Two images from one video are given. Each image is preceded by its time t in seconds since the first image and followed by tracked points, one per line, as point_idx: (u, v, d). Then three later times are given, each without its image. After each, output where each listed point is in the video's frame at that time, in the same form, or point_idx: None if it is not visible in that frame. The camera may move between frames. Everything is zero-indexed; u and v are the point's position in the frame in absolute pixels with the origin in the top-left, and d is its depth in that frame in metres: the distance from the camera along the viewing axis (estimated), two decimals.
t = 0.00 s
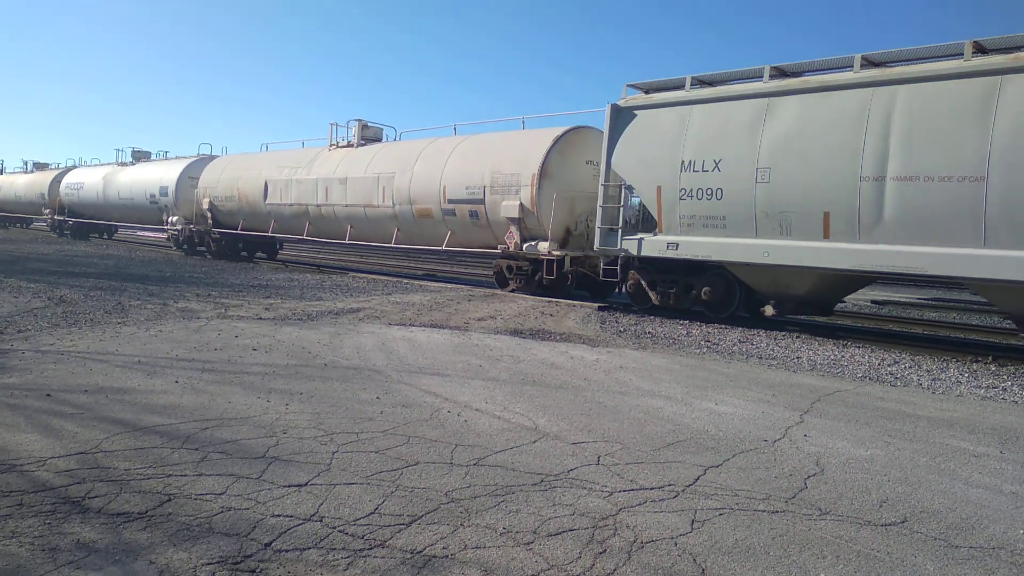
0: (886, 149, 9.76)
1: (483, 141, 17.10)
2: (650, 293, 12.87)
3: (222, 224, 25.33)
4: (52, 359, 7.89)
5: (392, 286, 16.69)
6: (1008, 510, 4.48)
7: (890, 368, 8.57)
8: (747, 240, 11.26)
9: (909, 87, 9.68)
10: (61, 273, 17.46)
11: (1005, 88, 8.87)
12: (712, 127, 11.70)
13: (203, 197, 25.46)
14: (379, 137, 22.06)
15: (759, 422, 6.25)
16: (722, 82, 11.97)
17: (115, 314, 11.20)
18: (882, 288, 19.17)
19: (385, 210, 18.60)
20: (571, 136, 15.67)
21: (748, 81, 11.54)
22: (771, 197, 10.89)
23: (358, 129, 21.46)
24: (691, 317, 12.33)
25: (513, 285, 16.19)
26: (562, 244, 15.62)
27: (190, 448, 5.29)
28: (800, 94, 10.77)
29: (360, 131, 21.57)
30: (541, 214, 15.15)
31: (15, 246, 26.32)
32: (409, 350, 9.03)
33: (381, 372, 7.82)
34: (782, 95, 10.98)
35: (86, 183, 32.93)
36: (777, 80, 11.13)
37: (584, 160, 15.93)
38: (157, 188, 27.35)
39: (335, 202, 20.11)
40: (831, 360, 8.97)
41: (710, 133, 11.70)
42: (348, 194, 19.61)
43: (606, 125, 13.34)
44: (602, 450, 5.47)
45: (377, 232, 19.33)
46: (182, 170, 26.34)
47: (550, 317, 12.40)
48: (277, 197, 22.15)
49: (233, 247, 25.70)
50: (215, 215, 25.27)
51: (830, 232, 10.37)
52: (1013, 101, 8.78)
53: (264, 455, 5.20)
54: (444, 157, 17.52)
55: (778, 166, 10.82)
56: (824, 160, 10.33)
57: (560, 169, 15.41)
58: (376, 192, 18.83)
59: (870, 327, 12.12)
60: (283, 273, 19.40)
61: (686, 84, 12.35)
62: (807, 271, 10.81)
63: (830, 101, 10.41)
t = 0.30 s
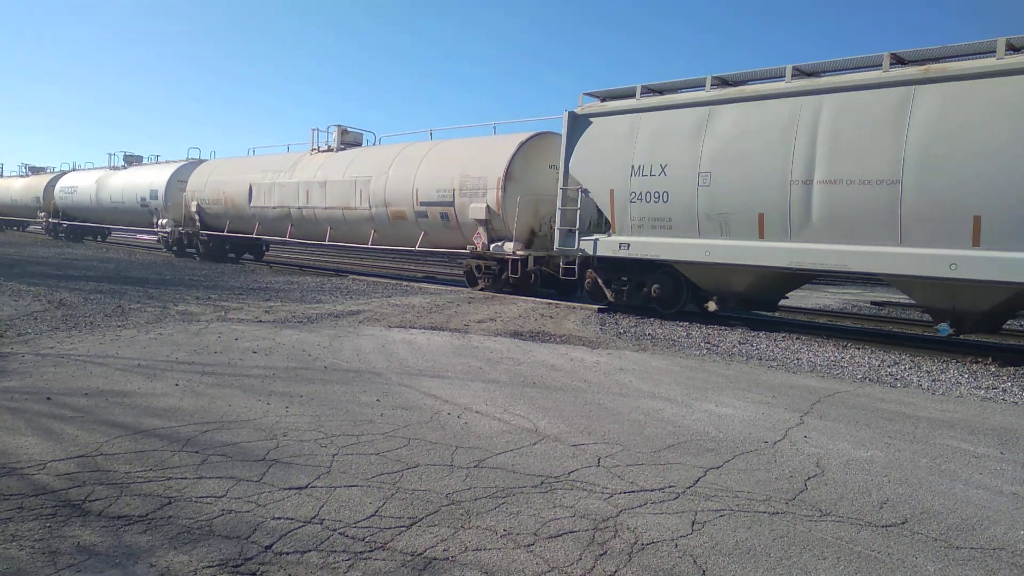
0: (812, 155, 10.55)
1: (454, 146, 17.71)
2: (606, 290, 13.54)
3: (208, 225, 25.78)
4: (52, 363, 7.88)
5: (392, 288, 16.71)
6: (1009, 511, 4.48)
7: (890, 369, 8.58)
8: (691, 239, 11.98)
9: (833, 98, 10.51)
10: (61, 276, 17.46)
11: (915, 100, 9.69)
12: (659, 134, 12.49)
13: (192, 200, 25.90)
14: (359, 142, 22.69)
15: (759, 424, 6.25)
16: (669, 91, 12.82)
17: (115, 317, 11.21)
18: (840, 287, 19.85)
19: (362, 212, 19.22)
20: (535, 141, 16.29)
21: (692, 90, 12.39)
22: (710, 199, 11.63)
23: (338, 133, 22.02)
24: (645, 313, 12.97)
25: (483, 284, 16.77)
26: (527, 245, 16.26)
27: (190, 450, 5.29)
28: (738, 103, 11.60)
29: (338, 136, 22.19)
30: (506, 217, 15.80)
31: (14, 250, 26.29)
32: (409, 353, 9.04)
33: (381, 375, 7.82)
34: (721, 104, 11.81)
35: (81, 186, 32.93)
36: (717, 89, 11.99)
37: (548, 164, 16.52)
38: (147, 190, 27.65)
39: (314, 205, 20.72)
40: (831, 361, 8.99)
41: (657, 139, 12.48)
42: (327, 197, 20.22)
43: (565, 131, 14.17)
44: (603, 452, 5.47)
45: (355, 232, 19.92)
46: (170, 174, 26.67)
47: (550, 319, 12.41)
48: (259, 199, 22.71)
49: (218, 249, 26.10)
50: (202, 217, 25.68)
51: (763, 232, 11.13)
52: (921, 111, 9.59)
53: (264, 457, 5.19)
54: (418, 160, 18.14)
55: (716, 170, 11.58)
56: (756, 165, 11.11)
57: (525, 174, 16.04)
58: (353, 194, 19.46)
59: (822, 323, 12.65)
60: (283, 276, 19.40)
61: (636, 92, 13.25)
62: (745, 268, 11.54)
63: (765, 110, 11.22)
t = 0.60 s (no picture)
0: (750, 159, 11.17)
1: (428, 151, 18.29)
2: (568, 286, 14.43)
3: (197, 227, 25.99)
4: (54, 368, 7.88)
5: (393, 290, 16.73)
6: (1013, 508, 4.47)
7: (892, 367, 8.58)
8: (644, 239, 12.64)
9: (768, 103, 11.13)
10: (63, 282, 17.48)
11: (841, 106, 10.31)
12: (613, 138, 13.13)
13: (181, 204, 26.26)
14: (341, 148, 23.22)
15: (762, 423, 6.24)
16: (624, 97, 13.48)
17: (117, 322, 11.22)
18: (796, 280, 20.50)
19: (342, 215, 19.74)
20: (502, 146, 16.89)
21: (644, 96, 13.06)
22: (659, 201, 12.27)
23: (320, 139, 22.61)
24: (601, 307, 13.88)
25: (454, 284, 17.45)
26: (496, 245, 16.81)
27: (193, 455, 5.29)
28: (683, 109, 12.23)
29: (321, 142, 22.70)
30: (476, 218, 16.34)
31: (17, 256, 26.33)
32: (411, 355, 9.04)
33: (384, 378, 7.83)
34: (669, 110, 12.44)
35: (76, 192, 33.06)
36: (666, 95, 12.64)
37: (515, 167, 17.10)
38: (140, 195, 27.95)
39: (298, 208, 21.20)
40: (834, 359, 8.98)
41: (611, 144, 13.13)
42: (310, 200, 20.71)
43: (528, 137, 14.88)
44: (605, 452, 5.47)
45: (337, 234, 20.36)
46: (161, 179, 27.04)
47: (552, 320, 12.42)
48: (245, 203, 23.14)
49: (208, 250, 26.23)
50: (191, 221, 26.02)
51: (708, 231, 11.76)
52: (847, 115, 10.21)
53: (267, 461, 5.19)
54: (394, 165, 18.68)
55: (664, 173, 12.21)
56: (700, 167, 11.72)
57: (493, 177, 16.60)
58: (334, 198, 19.98)
59: (774, 315, 13.40)
60: (284, 279, 19.41)
61: (592, 98, 13.93)
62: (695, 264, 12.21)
63: (708, 115, 11.83)
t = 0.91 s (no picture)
0: (696, 162, 11.90)
1: (405, 152, 18.60)
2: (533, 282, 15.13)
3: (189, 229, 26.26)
4: (55, 368, 7.89)
5: (393, 290, 16.74)
6: (1014, 507, 4.47)
7: (893, 366, 8.57)
8: (601, 237, 13.34)
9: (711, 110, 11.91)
10: (65, 282, 17.48)
11: (777, 112, 11.08)
12: (574, 143, 13.90)
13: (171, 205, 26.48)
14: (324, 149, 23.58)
15: (763, 423, 6.23)
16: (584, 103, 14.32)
17: (118, 322, 11.23)
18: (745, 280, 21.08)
19: (324, 215, 20.03)
20: (475, 148, 17.22)
21: (602, 103, 13.88)
22: (615, 201, 12.99)
23: (304, 141, 22.99)
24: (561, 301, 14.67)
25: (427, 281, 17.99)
26: (468, 244, 17.15)
27: (194, 455, 5.29)
28: (637, 115, 13.02)
29: (304, 143, 23.01)
30: (448, 218, 16.69)
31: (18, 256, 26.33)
32: (412, 355, 9.05)
33: (385, 377, 7.83)
34: (624, 116, 13.24)
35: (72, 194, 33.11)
36: (622, 102, 13.45)
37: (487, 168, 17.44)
38: (134, 196, 28.11)
39: (282, 208, 21.49)
40: (834, 359, 8.97)
41: (573, 148, 13.90)
42: (294, 200, 20.99)
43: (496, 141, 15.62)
44: (606, 452, 5.47)
45: (322, 234, 20.63)
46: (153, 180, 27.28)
47: (552, 319, 12.42)
48: (233, 203, 23.43)
49: (198, 250, 26.64)
50: (182, 220, 26.24)
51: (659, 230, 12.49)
52: (782, 121, 10.97)
53: (268, 461, 5.20)
54: (373, 165, 18.98)
55: (620, 174, 12.95)
56: (652, 170, 12.48)
57: (465, 178, 16.94)
58: (316, 198, 20.28)
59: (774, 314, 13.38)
60: (285, 279, 19.43)
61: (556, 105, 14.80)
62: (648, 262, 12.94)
63: (660, 121, 12.60)
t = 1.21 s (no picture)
0: (648, 165, 12.74)
1: (384, 153, 19.05)
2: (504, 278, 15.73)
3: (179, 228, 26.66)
4: (56, 367, 7.89)
5: (394, 289, 16.75)
6: (1016, 507, 4.47)
7: (895, 366, 8.56)
8: (563, 236, 14.21)
9: (663, 115, 12.73)
10: (66, 280, 17.46)
11: (721, 118, 11.88)
12: (538, 145, 14.72)
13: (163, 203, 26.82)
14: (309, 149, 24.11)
15: (764, 423, 6.22)
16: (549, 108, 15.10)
17: (119, 321, 11.23)
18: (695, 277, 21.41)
19: (308, 214, 20.46)
20: (449, 148, 17.71)
21: (565, 107, 14.70)
22: (576, 201, 13.82)
23: (290, 141, 23.49)
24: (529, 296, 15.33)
25: (403, 278, 18.43)
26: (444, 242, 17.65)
27: (195, 454, 5.29)
28: (597, 119, 13.83)
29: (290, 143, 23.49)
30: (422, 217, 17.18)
31: (18, 254, 26.33)
32: (413, 353, 9.06)
33: (386, 376, 7.83)
34: (585, 120, 14.06)
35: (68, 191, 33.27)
36: (584, 106, 14.28)
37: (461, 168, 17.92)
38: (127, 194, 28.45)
39: (269, 207, 21.87)
40: (835, 358, 8.96)
41: (537, 150, 14.72)
42: (279, 199, 21.38)
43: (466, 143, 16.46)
44: (606, 451, 5.47)
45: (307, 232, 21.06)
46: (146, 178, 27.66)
47: (553, 318, 12.43)
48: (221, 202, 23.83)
49: (189, 248, 27.06)
50: (173, 218, 26.51)
51: (615, 228, 13.32)
52: (725, 126, 11.77)
53: (269, 460, 5.20)
54: (354, 166, 19.42)
55: (581, 176, 13.76)
56: (610, 173, 13.30)
57: (439, 178, 17.42)
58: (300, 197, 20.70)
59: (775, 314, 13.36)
60: (285, 278, 19.41)
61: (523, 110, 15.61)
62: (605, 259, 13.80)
63: (616, 125, 13.41)
